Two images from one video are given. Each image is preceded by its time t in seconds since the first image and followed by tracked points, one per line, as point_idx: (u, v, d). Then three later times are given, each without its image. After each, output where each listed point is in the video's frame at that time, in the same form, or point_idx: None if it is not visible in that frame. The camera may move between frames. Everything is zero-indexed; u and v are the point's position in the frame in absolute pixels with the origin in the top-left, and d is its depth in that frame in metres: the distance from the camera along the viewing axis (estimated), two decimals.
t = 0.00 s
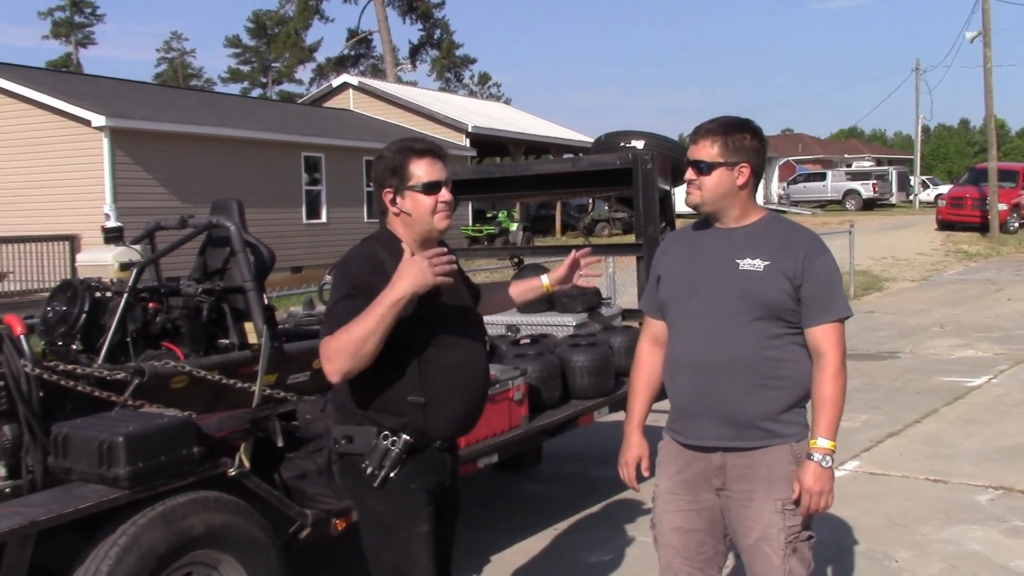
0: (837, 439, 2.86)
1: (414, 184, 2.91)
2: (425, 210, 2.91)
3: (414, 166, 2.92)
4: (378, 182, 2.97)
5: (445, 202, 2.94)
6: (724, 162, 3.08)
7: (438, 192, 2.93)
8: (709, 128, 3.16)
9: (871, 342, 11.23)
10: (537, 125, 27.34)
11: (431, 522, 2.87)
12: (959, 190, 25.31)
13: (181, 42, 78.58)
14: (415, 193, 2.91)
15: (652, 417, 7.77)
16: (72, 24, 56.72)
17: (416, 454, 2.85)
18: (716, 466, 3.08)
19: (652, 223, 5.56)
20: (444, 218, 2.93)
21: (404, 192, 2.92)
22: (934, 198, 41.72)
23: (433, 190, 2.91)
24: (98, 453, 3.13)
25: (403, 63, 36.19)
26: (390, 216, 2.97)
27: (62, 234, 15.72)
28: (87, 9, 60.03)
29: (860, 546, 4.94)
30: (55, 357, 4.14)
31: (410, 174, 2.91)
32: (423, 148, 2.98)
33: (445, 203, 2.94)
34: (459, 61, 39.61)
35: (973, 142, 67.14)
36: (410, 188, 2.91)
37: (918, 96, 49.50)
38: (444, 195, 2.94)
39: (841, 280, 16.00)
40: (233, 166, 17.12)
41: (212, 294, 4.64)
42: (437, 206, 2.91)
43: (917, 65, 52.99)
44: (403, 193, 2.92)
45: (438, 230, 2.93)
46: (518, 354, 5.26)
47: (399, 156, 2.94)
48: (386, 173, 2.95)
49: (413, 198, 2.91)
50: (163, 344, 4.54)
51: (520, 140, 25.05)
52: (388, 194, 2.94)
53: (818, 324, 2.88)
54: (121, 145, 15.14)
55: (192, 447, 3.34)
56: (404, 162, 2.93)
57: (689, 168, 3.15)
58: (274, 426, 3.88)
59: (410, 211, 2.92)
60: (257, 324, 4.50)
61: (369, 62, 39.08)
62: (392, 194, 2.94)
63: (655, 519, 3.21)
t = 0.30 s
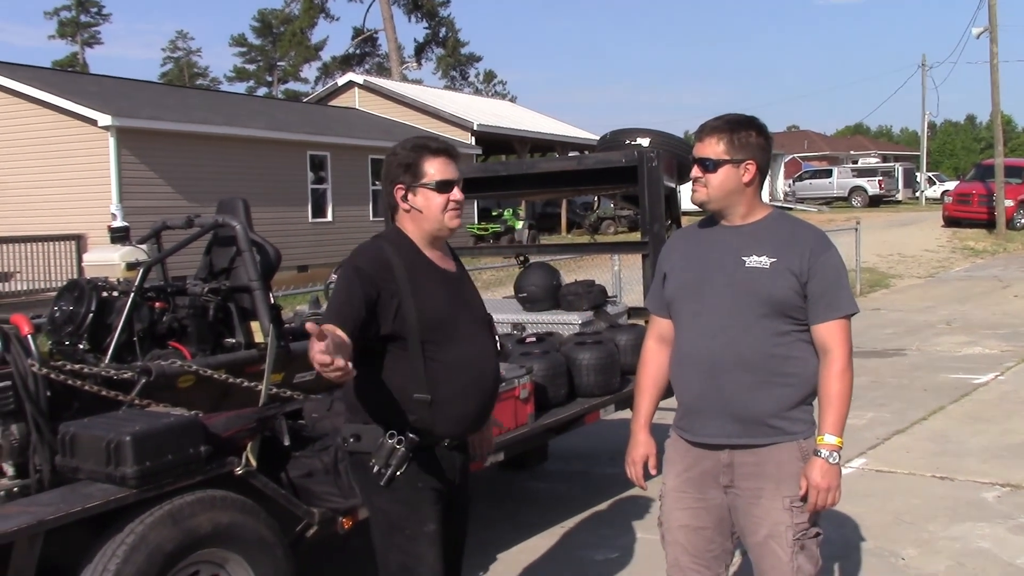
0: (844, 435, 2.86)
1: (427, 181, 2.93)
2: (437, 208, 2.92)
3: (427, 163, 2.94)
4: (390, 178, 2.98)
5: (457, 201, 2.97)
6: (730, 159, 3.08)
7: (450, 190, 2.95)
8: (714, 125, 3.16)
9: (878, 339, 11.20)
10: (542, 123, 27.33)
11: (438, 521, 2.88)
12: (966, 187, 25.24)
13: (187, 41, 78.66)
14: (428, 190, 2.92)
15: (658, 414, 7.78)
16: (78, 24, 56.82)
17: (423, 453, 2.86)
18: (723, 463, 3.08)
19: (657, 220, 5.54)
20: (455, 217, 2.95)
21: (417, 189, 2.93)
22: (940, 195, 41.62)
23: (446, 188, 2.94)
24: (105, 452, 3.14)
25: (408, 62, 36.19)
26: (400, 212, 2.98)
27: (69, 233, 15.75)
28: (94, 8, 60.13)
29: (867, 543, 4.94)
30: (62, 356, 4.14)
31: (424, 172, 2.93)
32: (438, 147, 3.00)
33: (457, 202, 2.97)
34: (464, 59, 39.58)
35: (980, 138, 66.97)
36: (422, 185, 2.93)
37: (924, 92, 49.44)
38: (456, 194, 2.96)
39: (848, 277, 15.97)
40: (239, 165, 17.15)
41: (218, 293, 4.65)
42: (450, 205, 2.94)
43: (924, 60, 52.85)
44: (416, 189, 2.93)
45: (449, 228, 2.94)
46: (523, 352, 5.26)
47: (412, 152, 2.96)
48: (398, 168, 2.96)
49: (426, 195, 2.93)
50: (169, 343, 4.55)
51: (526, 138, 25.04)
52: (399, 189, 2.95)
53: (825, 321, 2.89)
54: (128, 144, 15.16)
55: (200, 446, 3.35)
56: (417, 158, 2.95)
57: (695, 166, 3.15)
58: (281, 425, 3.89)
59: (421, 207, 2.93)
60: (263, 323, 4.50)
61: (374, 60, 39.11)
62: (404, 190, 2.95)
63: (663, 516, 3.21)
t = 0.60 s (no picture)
0: (846, 436, 2.87)
1: (437, 180, 2.94)
2: (446, 207, 2.95)
3: (437, 161, 2.96)
4: (397, 176, 2.97)
5: (464, 200, 3.00)
6: (733, 160, 3.09)
7: (459, 189, 2.98)
8: (717, 126, 3.16)
9: (880, 341, 11.20)
10: (545, 123, 27.33)
11: (444, 520, 2.89)
12: (968, 188, 25.22)
13: (189, 40, 78.71)
14: (439, 187, 2.94)
15: (660, 415, 7.79)
16: (81, 23, 56.88)
17: (427, 453, 2.86)
18: (726, 464, 3.08)
19: (659, 221, 5.56)
20: (462, 216, 2.99)
21: (426, 186, 2.94)
22: (943, 196, 41.57)
23: (454, 186, 2.96)
24: (108, 451, 3.15)
25: (410, 61, 36.20)
26: (407, 209, 2.97)
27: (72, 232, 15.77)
28: (97, 7, 60.18)
29: (868, 545, 4.94)
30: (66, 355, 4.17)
31: (434, 171, 2.94)
32: (444, 146, 3.01)
33: (463, 201, 3.00)
34: (466, 58, 39.59)
35: (983, 139, 66.93)
36: (433, 182, 2.94)
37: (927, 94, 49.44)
38: (463, 193, 3.00)
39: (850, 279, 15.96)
40: (242, 165, 17.17)
41: (221, 293, 4.66)
42: (458, 204, 2.98)
43: (927, 62, 52.79)
44: (426, 186, 2.94)
45: (456, 227, 2.97)
46: (525, 353, 5.26)
47: (420, 150, 2.97)
48: (405, 166, 2.97)
49: (434, 193, 2.94)
50: (172, 342, 4.56)
51: (528, 138, 25.04)
52: (409, 186, 2.95)
53: (827, 321, 2.89)
54: (131, 143, 15.18)
55: (203, 445, 3.36)
56: (426, 156, 2.96)
57: (698, 167, 3.15)
58: (283, 425, 3.90)
59: (431, 204, 2.94)
60: (266, 323, 4.51)
61: (377, 60, 39.15)
62: (415, 187, 2.95)
63: (665, 517, 3.21)
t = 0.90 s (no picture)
0: (846, 437, 2.88)
1: (441, 182, 2.96)
2: (451, 209, 2.97)
3: (440, 162, 2.97)
4: (400, 178, 2.98)
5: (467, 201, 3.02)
6: (734, 162, 3.10)
7: (462, 190, 3.00)
8: (717, 128, 3.17)
9: (879, 343, 11.22)
10: (544, 124, 27.35)
11: (446, 521, 2.89)
12: (968, 191, 25.24)
13: (189, 42, 78.78)
14: (443, 189, 2.96)
15: (659, 417, 7.79)
16: (81, 25, 56.88)
17: (431, 453, 2.88)
18: (726, 464, 3.09)
19: (660, 223, 5.56)
20: (466, 218, 3.01)
21: (430, 189, 2.95)
22: (942, 198, 41.59)
23: (458, 188, 2.98)
24: (108, 451, 3.15)
25: (410, 63, 36.26)
26: (410, 212, 2.98)
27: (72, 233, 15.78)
28: (97, 8, 60.21)
29: (868, 546, 4.95)
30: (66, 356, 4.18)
31: (437, 172, 2.96)
32: (446, 148, 3.03)
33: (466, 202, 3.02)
34: (466, 60, 39.62)
35: (982, 142, 67.01)
36: (437, 184, 2.95)
37: (926, 96, 49.49)
38: (466, 194, 3.02)
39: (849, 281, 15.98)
40: (242, 166, 17.18)
41: (221, 293, 4.67)
42: (462, 206, 3.00)
43: (926, 64, 52.78)
44: (430, 188, 2.95)
45: (460, 228, 2.99)
46: (524, 354, 5.27)
47: (423, 152, 2.98)
48: (408, 168, 2.98)
49: (439, 195, 2.95)
50: (172, 343, 4.56)
51: (528, 140, 25.05)
52: (413, 188, 2.95)
53: (827, 323, 2.90)
54: (131, 144, 15.19)
55: (202, 445, 3.37)
56: (429, 158, 2.98)
57: (698, 169, 3.16)
58: (283, 426, 3.91)
59: (436, 207, 2.96)
60: (266, 323, 4.52)
61: (377, 62, 39.21)
62: (418, 190, 2.95)
63: (665, 517, 3.22)
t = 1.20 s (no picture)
0: (846, 436, 2.88)
1: (441, 182, 2.96)
2: (451, 210, 2.97)
3: (440, 163, 2.98)
4: (401, 179, 2.99)
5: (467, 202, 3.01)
6: (734, 164, 3.10)
7: (462, 191, 3.00)
8: (717, 130, 3.18)
9: (879, 343, 11.22)
10: (544, 126, 27.37)
11: (449, 522, 2.90)
12: (968, 191, 25.24)
13: (189, 44, 78.79)
14: (443, 190, 2.96)
15: (660, 417, 7.80)
16: (81, 27, 56.89)
17: (433, 454, 2.88)
18: (727, 464, 3.09)
19: (659, 224, 5.57)
20: (466, 217, 3.00)
21: (430, 189, 2.95)
22: (943, 198, 41.59)
23: (458, 189, 2.98)
24: (109, 452, 3.16)
25: (410, 64, 36.28)
26: (411, 212, 2.98)
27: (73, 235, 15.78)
28: (97, 10, 60.24)
29: (869, 546, 4.95)
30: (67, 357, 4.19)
31: (437, 173, 2.96)
32: (446, 149, 3.03)
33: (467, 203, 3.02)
34: (466, 62, 39.66)
35: (982, 142, 67.00)
36: (437, 185, 2.96)
37: (926, 96, 49.50)
38: (467, 194, 3.01)
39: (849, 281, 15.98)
40: (242, 168, 17.20)
41: (221, 295, 4.68)
42: (462, 206, 2.99)
43: (926, 65, 52.73)
44: (430, 189, 2.95)
45: (460, 229, 2.99)
46: (525, 355, 5.26)
47: (424, 152, 2.99)
48: (409, 169, 2.99)
49: (439, 195, 2.96)
50: (173, 345, 4.56)
51: (528, 141, 25.06)
52: (413, 188, 2.96)
53: (828, 324, 2.91)
54: (131, 146, 15.19)
55: (203, 446, 3.37)
56: (429, 158, 2.98)
57: (699, 171, 3.17)
58: (284, 427, 3.91)
59: (436, 207, 2.96)
60: (266, 324, 4.53)
61: (377, 63, 39.25)
62: (419, 191, 2.96)
63: (666, 516, 3.22)
